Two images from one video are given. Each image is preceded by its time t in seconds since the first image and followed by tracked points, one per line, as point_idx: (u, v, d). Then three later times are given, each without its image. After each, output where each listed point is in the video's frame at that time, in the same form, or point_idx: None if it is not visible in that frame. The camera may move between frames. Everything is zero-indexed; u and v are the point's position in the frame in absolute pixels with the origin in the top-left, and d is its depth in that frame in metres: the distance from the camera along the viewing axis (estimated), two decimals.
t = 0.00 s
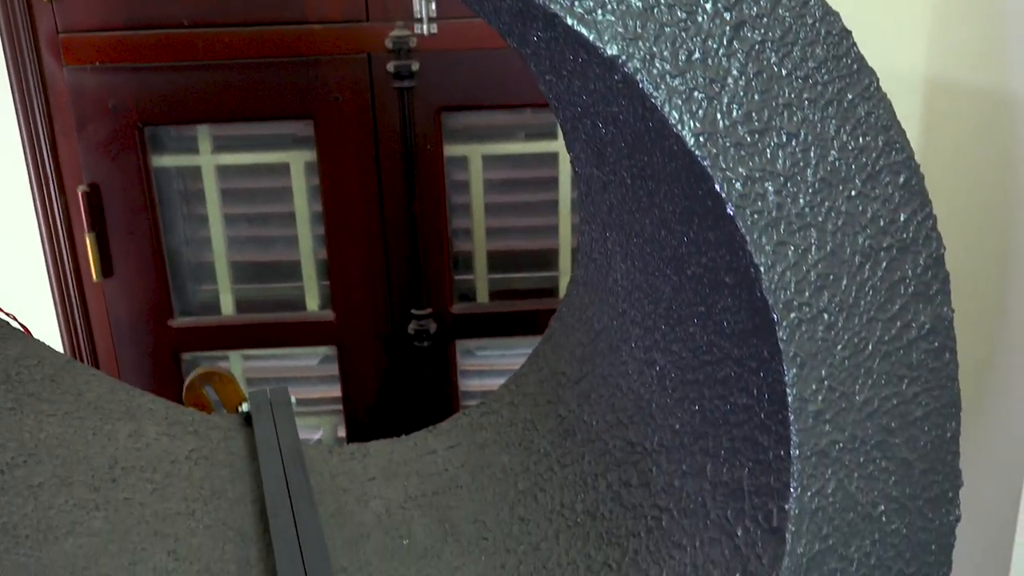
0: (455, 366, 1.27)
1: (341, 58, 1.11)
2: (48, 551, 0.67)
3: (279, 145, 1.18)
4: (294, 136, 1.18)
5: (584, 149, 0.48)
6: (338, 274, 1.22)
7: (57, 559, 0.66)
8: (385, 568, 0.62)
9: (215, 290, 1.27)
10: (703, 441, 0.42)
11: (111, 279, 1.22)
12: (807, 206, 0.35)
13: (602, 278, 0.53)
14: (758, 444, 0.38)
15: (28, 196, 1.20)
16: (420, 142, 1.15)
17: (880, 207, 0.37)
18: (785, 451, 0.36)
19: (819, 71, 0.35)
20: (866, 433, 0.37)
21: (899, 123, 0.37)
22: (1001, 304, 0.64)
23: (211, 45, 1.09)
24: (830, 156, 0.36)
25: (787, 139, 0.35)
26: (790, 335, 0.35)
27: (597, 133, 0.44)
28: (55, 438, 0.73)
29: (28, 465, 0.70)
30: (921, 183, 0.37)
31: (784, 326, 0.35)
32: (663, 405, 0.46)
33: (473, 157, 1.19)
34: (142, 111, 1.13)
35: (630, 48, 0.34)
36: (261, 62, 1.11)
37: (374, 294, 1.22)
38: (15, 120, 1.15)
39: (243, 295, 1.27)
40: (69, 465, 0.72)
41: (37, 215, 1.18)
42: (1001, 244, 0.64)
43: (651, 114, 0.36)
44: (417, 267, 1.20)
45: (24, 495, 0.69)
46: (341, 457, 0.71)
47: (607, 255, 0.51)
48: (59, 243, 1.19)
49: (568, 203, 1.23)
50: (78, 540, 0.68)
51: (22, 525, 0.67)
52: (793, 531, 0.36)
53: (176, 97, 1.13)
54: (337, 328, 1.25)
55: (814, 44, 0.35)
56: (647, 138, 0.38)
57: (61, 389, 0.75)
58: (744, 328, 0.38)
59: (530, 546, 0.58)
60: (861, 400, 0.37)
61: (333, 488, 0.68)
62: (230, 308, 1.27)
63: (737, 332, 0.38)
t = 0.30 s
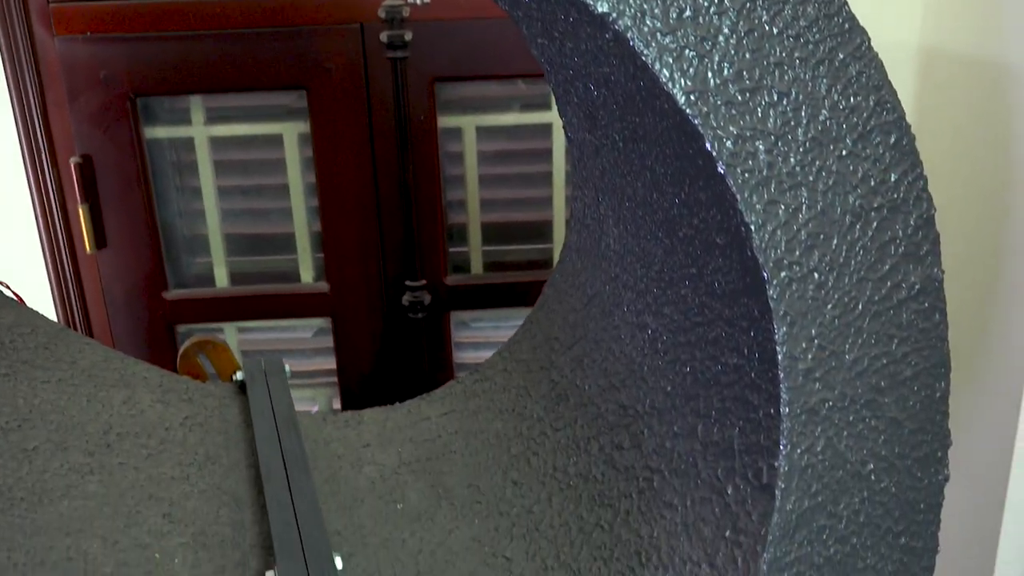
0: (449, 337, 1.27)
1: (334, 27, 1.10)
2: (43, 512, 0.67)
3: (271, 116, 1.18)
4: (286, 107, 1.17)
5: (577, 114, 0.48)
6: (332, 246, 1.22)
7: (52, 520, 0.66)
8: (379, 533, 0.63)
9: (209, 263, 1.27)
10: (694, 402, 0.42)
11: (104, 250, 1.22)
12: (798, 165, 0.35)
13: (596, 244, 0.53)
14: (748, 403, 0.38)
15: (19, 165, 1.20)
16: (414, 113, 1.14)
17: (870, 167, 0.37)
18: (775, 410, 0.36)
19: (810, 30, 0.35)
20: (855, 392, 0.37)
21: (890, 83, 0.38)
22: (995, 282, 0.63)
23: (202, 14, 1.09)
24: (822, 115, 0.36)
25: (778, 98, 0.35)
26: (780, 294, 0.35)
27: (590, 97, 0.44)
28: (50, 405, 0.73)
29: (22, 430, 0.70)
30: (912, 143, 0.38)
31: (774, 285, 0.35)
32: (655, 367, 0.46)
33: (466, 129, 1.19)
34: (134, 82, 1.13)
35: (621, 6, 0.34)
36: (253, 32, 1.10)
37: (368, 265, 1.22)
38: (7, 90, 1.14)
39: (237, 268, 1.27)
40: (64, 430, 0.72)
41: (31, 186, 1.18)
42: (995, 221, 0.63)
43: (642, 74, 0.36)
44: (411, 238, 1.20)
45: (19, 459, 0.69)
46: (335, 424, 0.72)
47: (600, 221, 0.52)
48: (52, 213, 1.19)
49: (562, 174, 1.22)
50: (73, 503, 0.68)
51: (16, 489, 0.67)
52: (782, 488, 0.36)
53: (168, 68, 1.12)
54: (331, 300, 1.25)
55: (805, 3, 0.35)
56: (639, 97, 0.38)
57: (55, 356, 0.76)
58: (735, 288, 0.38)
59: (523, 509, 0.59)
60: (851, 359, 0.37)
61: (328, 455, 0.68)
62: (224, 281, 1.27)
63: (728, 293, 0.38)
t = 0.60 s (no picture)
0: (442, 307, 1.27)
1: None
2: (35, 477, 0.66)
3: (261, 89, 1.17)
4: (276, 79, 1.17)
5: (566, 78, 0.49)
6: (325, 218, 1.22)
7: (45, 485, 0.65)
8: (372, 496, 0.62)
9: (201, 237, 1.27)
10: (684, 361, 0.42)
11: (95, 222, 1.21)
12: (786, 121, 0.35)
13: (586, 210, 0.54)
14: (737, 359, 0.38)
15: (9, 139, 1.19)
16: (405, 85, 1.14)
17: (859, 123, 0.37)
18: (764, 365, 0.36)
19: None
20: (844, 348, 0.37)
21: (879, 39, 0.37)
22: (988, 254, 0.63)
23: None
24: (810, 70, 0.35)
25: (766, 53, 0.35)
26: (768, 249, 0.35)
27: (579, 60, 0.44)
28: (41, 373, 0.73)
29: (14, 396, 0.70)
30: (901, 99, 0.37)
31: (763, 241, 0.35)
32: (646, 328, 0.46)
33: (457, 99, 1.18)
34: (122, 52, 1.12)
35: None
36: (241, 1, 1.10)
37: (361, 237, 1.22)
38: None
39: (230, 242, 1.27)
40: (55, 398, 0.72)
41: (20, 158, 1.17)
42: (990, 186, 0.62)
43: (630, 29, 0.35)
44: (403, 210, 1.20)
45: (11, 426, 0.69)
46: (328, 392, 0.73)
47: (590, 184, 0.52)
48: (42, 186, 1.18)
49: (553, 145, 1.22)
50: (66, 469, 0.67)
51: (10, 454, 0.67)
52: (771, 443, 0.36)
53: (156, 38, 1.11)
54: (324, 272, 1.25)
55: None
56: (626, 54, 0.38)
57: (47, 326, 0.76)
58: (724, 246, 0.38)
59: (515, 471, 0.59)
60: (840, 315, 0.37)
61: (320, 422, 0.69)
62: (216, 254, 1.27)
63: (717, 251, 0.38)
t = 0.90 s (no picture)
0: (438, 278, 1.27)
1: None
2: (29, 443, 0.66)
3: (254, 60, 1.17)
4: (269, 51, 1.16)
5: (558, 43, 0.49)
6: (320, 190, 1.21)
7: (39, 451, 0.65)
8: (367, 462, 0.63)
9: (197, 210, 1.26)
10: (677, 323, 0.42)
11: (89, 195, 1.21)
12: (778, 79, 0.35)
13: (580, 177, 0.54)
14: (729, 320, 0.38)
15: None
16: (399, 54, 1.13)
17: (851, 82, 0.36)
18: (756, 325, 0.36)
19: None
20: (836, 308, 0.37)
21: None
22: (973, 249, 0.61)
23: None
24: (801, 29, 0.35)
25: (757, 11, 0.35)
26: (760, 209, 0.35)
27: (572, 22, 0.44)
28: (36, 342, 0.74)
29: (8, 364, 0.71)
30: (893, 58, 0.37)
31: (754, 199, 0.35)
32: (639, 292, 0.46)
33: (451, 69, 1.18)
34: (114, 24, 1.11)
35: None
36: None
37: (356, 208, 1.22)
38: None
39: (225, 215, 1.27)
40: (50, 366, 0.72)
41: (12, 132, 1.17)
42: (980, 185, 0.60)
43: None
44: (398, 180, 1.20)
45: (5, 392, 0.69)
46: (325, 361, 0.74)
47: (583, 149, 0.52)
48: (34, 159, 1.18)
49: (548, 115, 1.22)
50: (60, 435, 0.67)
51: (4, 419, 0.67)
52: (763, 402, 0.36)
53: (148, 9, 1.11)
54: (320, 244, 1.25)
55: None
56: (617, 14, 0.38)
57: (40, 297, 0.77)
58: (716, 207, 0.38)
59: (510, 436, 0.59)
60: (832, 275, 0.37)
61: (316, 392, 0.70)
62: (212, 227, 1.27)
63: (708, 212, 0.38)
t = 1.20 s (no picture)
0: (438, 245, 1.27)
1: None
2: (28, 400, 0.65)
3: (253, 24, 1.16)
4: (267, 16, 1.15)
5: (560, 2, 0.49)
6: (320, 158, 1.21)
7: (38, 407, 0.64)
8: (366, 423, 0.63)
9: (196, 176, 1.26)
10: (678, 282, 0.42)
11: (87, 161, 1.21)
12: (781, 32, 0.35)
13: (582, 138, 0.53)
14: (731, 276, 0.38)
15: None
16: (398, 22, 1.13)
17: (855, 37, 0.36)
18: (757, 281, 0.36)
19: None
20: (838, 265, 0.37)
21: None
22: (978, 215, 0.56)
23: None
24: None
25: None
26: (761, 163, 0.35)
27: None
28: (36, 303, 0.73)
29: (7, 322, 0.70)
30: (898, 13, 0.37)
31: (756, 154, 0.35)
32: (640, 251, 0.46)
33: (452, 36, 1.17)
34: None
35: None
36: None
37: (356, 176, 1.22)
38: None
39: (225, 181, 1.27)
40: (49, 326, 0.72)
41: (10, 97, 1.16)
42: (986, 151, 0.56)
43: None
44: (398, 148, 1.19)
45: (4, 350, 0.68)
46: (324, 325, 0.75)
47: (585, 110, 0.51)
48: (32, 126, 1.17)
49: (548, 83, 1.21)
50: (60, 393, 0.67)
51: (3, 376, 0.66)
52: (763, 358, 0.36)
53: None
54: (320, 211, 1.24)
55: None
56: None
57: (40, 259, 0.76)
58: (717, 162, 0.37)
59: (509, 398, 0.59)
60: (833, 232, 0.37)
61: (315, 353, 0.70)
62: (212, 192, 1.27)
63: (709, 167, 0.38)
